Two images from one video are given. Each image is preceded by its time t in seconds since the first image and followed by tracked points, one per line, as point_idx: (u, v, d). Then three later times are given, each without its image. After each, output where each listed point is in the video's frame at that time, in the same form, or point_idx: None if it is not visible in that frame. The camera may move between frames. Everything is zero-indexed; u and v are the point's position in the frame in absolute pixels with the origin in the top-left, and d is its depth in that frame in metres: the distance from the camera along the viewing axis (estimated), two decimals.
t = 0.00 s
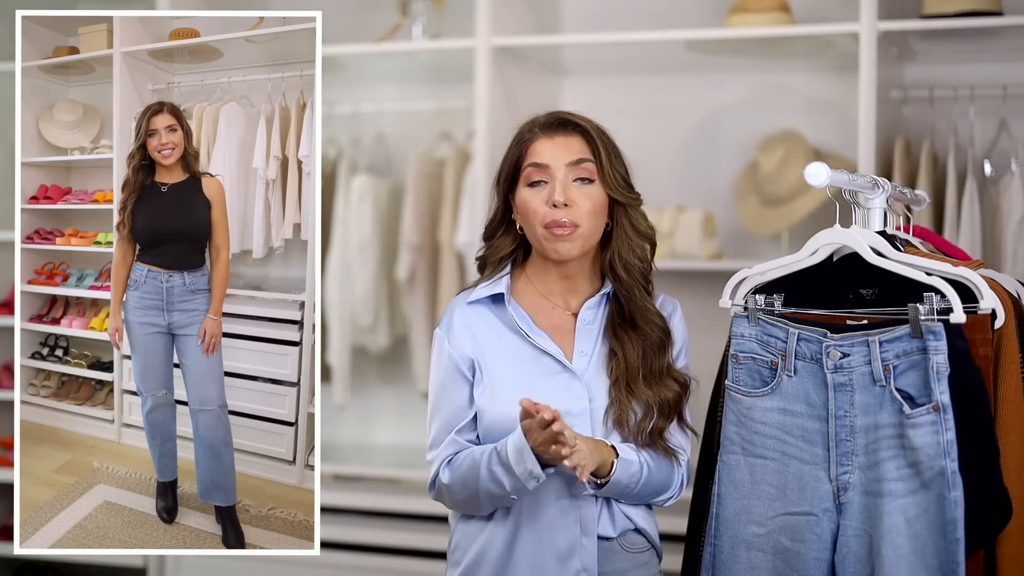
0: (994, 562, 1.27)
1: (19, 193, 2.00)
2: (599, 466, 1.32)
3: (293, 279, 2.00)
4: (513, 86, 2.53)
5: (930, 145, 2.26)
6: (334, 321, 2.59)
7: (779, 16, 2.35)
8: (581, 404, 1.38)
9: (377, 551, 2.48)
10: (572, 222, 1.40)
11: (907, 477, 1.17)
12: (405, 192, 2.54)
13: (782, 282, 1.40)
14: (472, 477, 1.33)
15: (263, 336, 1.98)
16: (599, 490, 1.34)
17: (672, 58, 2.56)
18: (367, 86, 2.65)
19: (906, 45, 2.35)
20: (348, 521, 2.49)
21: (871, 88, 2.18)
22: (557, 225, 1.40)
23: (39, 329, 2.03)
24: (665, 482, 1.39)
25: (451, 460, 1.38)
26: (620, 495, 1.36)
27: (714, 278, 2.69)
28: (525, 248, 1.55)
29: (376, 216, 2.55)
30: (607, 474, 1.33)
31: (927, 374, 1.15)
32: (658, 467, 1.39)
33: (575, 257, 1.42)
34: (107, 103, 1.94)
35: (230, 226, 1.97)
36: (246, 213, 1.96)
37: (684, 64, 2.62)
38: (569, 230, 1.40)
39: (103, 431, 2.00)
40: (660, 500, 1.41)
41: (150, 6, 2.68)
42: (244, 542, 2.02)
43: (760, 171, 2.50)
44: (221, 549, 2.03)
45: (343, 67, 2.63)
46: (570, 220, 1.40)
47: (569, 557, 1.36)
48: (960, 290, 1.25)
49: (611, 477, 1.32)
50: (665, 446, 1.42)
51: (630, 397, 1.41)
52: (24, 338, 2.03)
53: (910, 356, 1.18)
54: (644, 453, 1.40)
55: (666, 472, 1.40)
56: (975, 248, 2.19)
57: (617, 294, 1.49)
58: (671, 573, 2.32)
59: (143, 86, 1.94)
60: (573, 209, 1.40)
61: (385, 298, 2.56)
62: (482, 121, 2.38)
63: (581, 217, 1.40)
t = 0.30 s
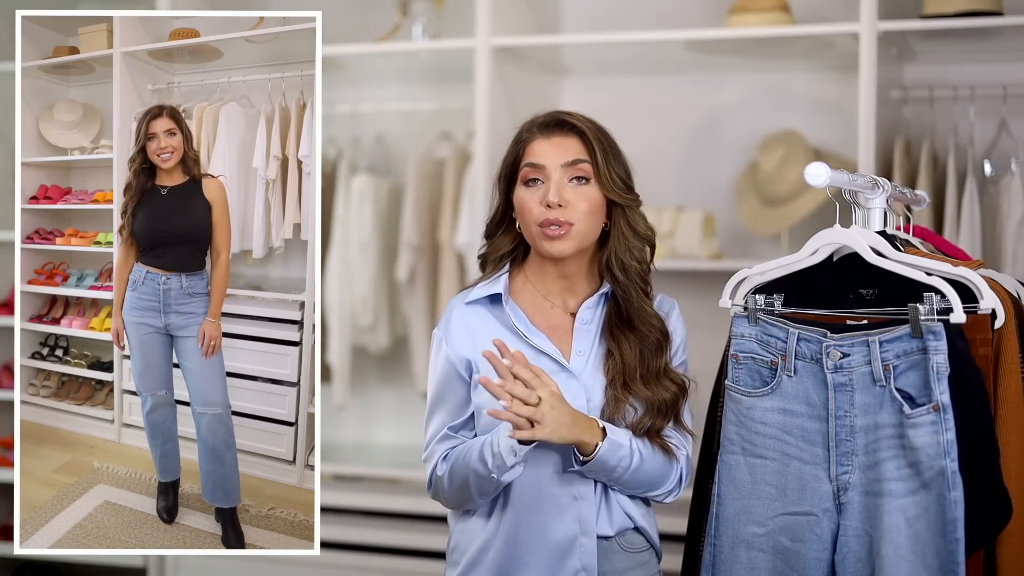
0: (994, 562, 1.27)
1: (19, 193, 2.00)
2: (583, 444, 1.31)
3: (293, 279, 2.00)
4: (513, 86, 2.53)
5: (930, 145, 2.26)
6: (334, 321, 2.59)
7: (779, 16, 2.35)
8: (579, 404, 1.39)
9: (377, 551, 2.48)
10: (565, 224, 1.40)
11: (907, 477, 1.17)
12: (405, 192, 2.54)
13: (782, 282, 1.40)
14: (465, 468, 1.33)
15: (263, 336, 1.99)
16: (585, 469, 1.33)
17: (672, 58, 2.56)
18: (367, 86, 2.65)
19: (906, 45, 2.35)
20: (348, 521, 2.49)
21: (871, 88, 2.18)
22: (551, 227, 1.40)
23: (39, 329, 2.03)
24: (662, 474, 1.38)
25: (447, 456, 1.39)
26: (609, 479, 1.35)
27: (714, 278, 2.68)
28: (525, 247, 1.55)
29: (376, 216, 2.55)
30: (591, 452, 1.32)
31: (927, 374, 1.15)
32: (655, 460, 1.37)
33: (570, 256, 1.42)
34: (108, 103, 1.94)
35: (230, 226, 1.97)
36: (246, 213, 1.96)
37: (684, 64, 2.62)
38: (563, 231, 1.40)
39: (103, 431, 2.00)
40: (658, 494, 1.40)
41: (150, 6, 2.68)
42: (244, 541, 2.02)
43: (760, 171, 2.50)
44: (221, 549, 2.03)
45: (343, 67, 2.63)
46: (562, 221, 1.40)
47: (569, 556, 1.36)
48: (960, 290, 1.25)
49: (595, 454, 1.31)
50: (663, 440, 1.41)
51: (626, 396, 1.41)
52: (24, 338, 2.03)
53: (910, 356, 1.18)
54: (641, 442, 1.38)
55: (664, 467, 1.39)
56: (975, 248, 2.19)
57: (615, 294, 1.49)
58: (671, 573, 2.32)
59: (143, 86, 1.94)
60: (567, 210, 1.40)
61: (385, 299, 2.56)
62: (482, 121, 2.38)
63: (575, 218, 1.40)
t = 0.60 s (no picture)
0: (994, 562, 1.27)
1: (19, 193, 1.99)
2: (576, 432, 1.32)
3: (293, 279, 2.00)
4: (513, 86, 2.53)
5: (930, 145, 2.26)
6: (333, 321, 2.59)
7: (779, 16, 2.35)
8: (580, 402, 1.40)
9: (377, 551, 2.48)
10: (568, 225, 1.40)
11: (907, 477, 1.17)
12: (405, 193, 2.54)
13: (782, 282, 1.40)
14: (432, 464, 1.35)
15: (263, 336, 1.99)
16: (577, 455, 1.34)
17: (672, 58, 2.56)
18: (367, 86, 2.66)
19: (906, 45, 2.35)
20: (347, 521, 2.49)
21: (871, 88, 2.18)
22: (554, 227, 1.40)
23: (39, 329, 2.03)
24: (659, 470, 1.38)
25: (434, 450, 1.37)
26: (604, 469, 1.35)
27: (714, 278, 2.68)
28: (527, 246, 1.55)
29: (376, 216, 2.55)
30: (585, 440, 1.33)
31: (927, 374, 1.15)
32: (653, 455, 1.38)
33: (570, 256, 1.42)
34: (108, 103, 1.94)
35: (230, 225, 1.97)
36: (247, 213, 1.96)
37: (684, 64, 2.62)
38: (565, 231, 1.40)
39: (103, 431, 2.00)
40: (656, 491, 1.40)
41: (149, 6, 2.68)
42: (244, 541, 2.02)
43: (760, 171, 2.50)
44: (221, 549, 2.02)
45: (343, 68, 2.63)
46: (563, 221, 1.40)
47: (570, 552, 1.36)
48: (960, 290, 1.25)
49: (589, 440, 1.32)
50: (666, 438, 1.42)
51: (628, 393, 1.42)
52: (24, 338, 2.03)
53: (910, 356, 1.18)
54: (642, 437, 1.39)
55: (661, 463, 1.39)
56: (975, 248, 2.18)
57: (616, 294, 1.49)
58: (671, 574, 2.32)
59: (143, 86, 1.94)
60: (569, 211, 1.40)
61: (385, 299, 2.56)
62: (482, 121, 2.38)
63: (577, 219, 1.40)
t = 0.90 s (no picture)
0: (994, 561, 1.27)
1: (19, 193, 2.00)
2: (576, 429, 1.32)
3: (293, 279, 2.01)
4: (513, 86, 2.53)
5: (930, 145, 2.26)
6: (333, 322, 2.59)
7: (779, 16, 2.35)
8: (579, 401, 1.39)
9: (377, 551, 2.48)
10: (594, 235, 1.39)
11: (907, 477, 1.17)
12: (405, 193, 2.54)
13: (782, 282, 1.40)
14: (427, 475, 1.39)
15: (263, 336, 2.00)
16: (575, 455, 1.34)
17: (672, 58, 2.56)
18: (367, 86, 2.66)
19: (906, 45, 2.35)
20: (347, 521, 2.49)
21: (870, 88, 2.18)
22: (579, 236, 1.39)
23: (39, 329, 2.03)
24: (656, 469, 1.39)
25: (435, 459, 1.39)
26: (602, 469, 1.35)
27: (714, 278, 2.68)
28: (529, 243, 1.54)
29: (376, 216, 2.55)
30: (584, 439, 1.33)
31: (927, 374, 1.15)
32: (649, 453, 1.38)
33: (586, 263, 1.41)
34: (108, 103, 1.94)
35: (231, 226, 1.97)
36: (247, 214, 1.97)
37: (685, 65, 2.62)
38: (590, 243, 1.39)
39: (103, 431, 2.00)
40: (653, 491, 1.41)
41: (149, 7, 2.68)
42: (244, 541, 2.02)
43: (760, 171, 2.50)
44: (221, 549, 2.02)
45: (343, 68, 2.63)
46: (591, 231, 1.39)
47: (569, 551, 1.36)
48: (960, 290, 1.24)
49: (588, 441, 1.32)
50: (666, 437, 1.41)
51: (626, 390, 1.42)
52: (24, 338, 2.03)
53: (910, 356, 1.17)
54: (642, 437, 1.39)
55: (659, 460, 1.39)
56: (975, 248, 2.18)
57: (614, 294, 1.50)
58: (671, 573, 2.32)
59: (143, 86, 1.94)
60: (598, 223, 1.39)
61: (385, 299, 2.56)
62: (482, 121, 2.38)
63: (602, 230, 1.40)
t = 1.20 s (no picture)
0: (994, 561, 1.27)
1: (19, 192, 2.00)
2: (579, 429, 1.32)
3: (292, 279, 2.04)
4: (513, 86, 2.52)
5: (930, 145, 2.26)
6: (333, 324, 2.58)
7: (779, 16, 2.35)
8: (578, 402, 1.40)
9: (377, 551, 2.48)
10: (609, 235, 1.40)
11: (907, 477, 1.17)
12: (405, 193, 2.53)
13: (782, 282, 1.40)
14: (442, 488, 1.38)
15: (264, 337, 2.01)
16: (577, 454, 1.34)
17: (672, 58, 2.56)
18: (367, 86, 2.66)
19: (906, 45, 2.35)
20: (348, 521, 2.49)
21: (871, 88, 2.18)
22: (595, 236, 1.39)
23: (39, 328, 2.03)
24: (656, 467, 1.39)
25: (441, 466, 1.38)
26: (604, 468, 1.35)
27: (714, 278, 2.68)
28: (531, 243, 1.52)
29: (376, 216, 2.54)
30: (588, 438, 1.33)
31: (927, 374, 1.15)
32: (648, 451, 1.38)
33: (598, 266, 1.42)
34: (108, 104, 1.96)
35: (230, 225, 1.97)
36: (248, 214, 1.98)
37: (685, 64, 2.61)
38: (605, 243, 1.40)
39: (103, 431, 2.02)
40: (652, 491, 1.41)
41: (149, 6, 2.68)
42: (245, 541, 2.02)
43: (760, 170, 2.50)
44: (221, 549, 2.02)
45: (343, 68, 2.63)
46: (607, 232, 1.39)
47: (572, 551, 1.36)
48: (960, 290, 1.24)
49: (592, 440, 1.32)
50: (664, 432, 1.43)
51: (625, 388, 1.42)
52: (23, 338, 2.03)
53: (910, 356, 1.17)
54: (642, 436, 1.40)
55: (658, 458, 1.40)
56: (975, 248, 2.18)
57: (609, 294, 1.50)
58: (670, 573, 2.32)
59: (142, 86, 1.95)
60: (612, 223, 1.40)
61: (385, 299, 2.55)
62: (482, 121, 2.38)
63: (615, 230, 1.41)
